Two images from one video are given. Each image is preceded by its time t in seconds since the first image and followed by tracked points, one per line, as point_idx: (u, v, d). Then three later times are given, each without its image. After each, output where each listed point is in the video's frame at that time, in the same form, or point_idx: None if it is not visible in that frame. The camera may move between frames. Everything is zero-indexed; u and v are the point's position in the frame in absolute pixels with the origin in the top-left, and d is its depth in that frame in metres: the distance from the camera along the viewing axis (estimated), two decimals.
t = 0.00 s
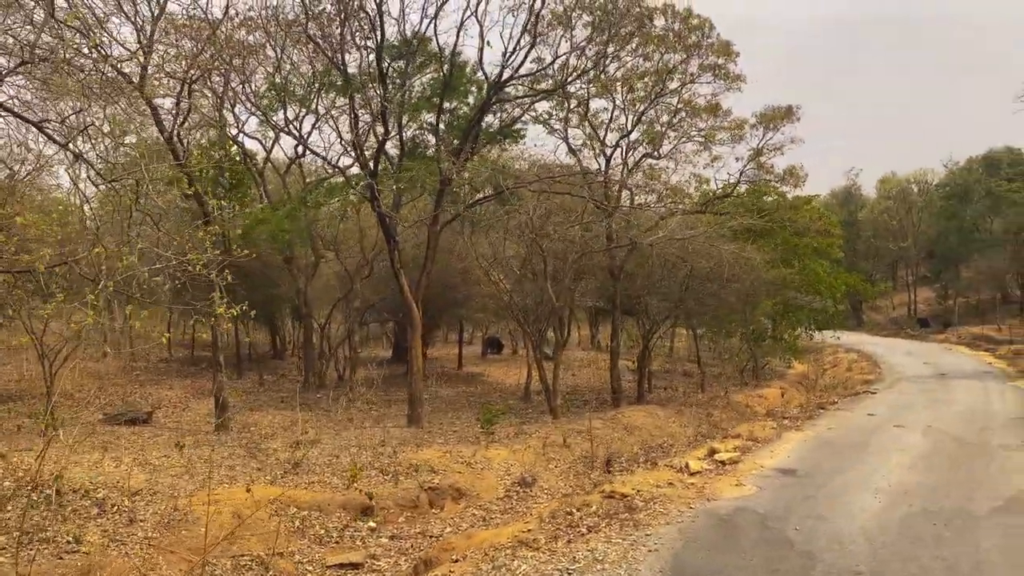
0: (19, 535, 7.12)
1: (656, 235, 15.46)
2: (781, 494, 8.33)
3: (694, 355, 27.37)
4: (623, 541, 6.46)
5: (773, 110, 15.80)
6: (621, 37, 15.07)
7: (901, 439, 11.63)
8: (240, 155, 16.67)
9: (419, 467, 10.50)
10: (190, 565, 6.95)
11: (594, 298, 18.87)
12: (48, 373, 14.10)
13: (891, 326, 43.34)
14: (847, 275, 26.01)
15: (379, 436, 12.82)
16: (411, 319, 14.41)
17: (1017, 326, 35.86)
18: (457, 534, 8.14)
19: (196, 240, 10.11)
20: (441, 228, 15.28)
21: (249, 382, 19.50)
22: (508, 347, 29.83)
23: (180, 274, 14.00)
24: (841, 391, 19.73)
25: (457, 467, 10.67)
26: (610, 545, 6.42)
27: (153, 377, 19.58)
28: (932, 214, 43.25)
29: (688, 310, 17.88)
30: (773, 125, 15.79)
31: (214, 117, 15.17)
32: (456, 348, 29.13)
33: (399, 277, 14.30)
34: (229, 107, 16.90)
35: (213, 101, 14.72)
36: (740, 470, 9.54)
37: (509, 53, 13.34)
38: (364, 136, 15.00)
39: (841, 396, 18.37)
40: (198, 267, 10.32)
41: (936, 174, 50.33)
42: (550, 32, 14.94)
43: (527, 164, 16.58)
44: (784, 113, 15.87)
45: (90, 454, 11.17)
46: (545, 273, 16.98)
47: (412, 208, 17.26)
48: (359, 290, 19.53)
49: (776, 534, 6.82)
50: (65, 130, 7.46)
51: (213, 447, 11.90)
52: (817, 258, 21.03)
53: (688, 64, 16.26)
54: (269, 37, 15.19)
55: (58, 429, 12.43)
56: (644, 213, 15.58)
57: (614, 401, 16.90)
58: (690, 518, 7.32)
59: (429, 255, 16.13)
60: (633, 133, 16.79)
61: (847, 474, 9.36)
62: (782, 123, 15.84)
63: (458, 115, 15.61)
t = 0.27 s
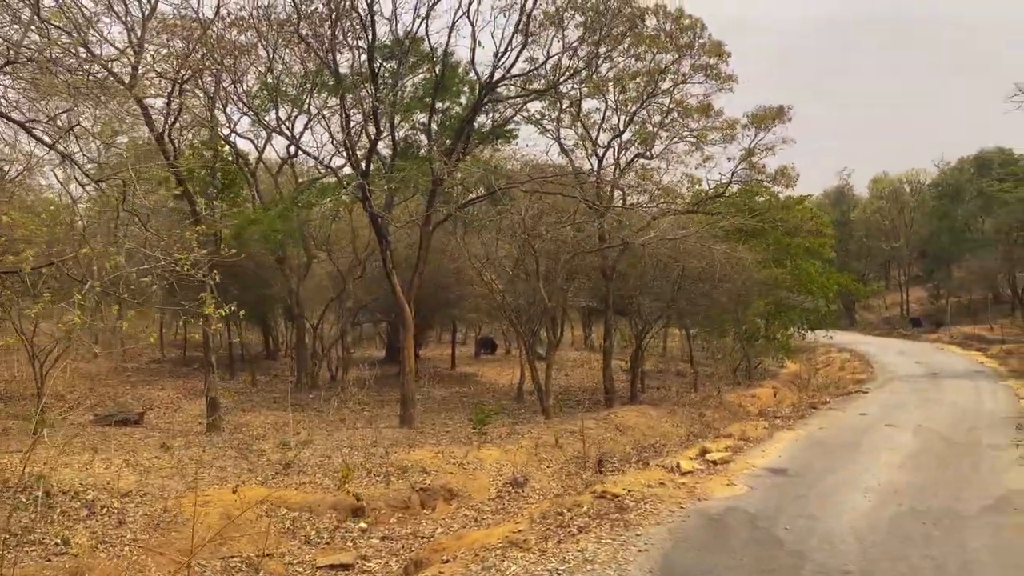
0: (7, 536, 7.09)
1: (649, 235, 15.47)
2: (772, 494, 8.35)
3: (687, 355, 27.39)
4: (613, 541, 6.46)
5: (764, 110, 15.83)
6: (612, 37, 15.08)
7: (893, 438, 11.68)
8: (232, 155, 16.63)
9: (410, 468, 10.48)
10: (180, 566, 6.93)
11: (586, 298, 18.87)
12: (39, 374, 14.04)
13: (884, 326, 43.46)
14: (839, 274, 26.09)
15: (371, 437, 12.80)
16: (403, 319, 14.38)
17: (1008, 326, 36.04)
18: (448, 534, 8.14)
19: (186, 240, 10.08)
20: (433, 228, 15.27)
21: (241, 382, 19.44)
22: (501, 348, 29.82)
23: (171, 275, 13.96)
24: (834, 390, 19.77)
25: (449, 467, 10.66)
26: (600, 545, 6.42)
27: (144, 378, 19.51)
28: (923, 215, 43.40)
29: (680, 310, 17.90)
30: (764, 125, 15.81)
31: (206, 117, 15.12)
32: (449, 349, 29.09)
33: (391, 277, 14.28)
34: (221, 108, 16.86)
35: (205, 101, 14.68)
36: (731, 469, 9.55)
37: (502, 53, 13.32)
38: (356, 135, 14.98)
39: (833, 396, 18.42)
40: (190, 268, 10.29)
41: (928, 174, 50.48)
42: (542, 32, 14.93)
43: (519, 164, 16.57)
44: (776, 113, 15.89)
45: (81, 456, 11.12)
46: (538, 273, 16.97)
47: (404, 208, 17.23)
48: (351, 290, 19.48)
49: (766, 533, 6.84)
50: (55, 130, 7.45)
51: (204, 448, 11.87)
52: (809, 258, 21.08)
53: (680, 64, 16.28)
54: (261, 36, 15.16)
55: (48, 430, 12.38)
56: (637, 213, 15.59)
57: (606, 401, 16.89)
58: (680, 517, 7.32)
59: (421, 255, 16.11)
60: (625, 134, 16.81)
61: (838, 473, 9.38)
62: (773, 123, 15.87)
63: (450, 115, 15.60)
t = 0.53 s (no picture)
0: None
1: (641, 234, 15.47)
2: (762, 493, 8.36)
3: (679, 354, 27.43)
4: (603, 540, 6.46)
5: (755, 110, 15.85)
6: (604, 36, 15.09)
7: (883, 437, 11.71)
8: (223, 155, 16.58)
9: (401, 468, 10.47)
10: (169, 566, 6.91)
11: (579, 298, 18.88)
12: (28, 374, 13.97)
13: (875, 325, 43.62)
14: (831, 274, 26.16)
15: (363, 437, 12.78)
16: (395, 319, 14.36)
17: (998, 325, 36.21)
18: (439, 534, 8.14)
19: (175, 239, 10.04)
20: (425, 227, 15.24)
21: (233, 382, 19.38)
22: (494, 347, 29.81)
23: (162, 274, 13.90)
24: (825, 389, 19.82)
25: (440, 467, 10.65)
26: (591, 545, 6.42)
27: (135, 378, 19.43)
28: (915, 214, 43.55)
29: (672, 309, 17.92)
30: (756, 125, 15.83)
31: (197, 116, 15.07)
32: (442, 348, 29.07)
33: (383, 277, 14.24)
34: (212, 107, 16.81)
35: (195, 100, 14.62)
36: (722, 468, 9.57)
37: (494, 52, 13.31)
38: (347, 135, 14.94)
39: (825, 395, 18.48)
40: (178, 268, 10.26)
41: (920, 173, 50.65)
42: (534, 31, 14.92)
43: (511, 164, 16.56)
44: (767, 112, 15.92)
45: (70, 456, 11.07)
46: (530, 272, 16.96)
47: (396, 208, 17.20)
48: (343, 290, 19.44)
49: (755, 532, 6.85)
50: (44, 130, 7.41)
51: (194, 449, 11.82)
52: (801, 258, 21.12)
53: (672, 64, 16.29)
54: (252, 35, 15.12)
55: (38, 431, 12.32)
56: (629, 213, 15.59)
57: (598, 401, 16.90)
58: (671, 517, 7.32)
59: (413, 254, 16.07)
60: (617, 133, 16.82)
61: (829, 472, 9.39)
62: (765, 123, 15.89)
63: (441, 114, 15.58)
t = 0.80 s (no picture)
0: None
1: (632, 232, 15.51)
2: (752, 489, 8.41)
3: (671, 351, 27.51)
4: (595, 537, 6.49)
5: (746, 107, 15.90)
6: (596, 34, 15.11)
7: (873, 433, 11.78)
8: (214, 152, 16.53)
9: (393, 465, 10.49)
10: (162, 563, 6.91)
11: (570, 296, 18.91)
12: (18, 373, 13.91)
13: (865, 322, 43.84)
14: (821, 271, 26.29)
15: (356, 435, 12.80)
16: (387, 317, 14.36)
17: (986, 322, 36.50)
18: (431, 532, 8.16)
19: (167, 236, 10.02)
20: (417, 225, 15.24)
21: (224, 380, 19.34)
22: (486, 345, 29.83)
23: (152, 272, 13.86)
24: (816, 386, 19.92)
25: (432, 465, 10.67)
26: (583, 541, 6.45)
27: (126, 377, 19.37)
28: (905, 212, 43.77)
29: (664, 307, 17.97)
30: (747, 122, 15.87)
31: (188, 113, 15.03)
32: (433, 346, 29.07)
33: (374, 275, 14.23)
34: (202, 104, 16.77)
35: (186, 98, 14.57)
36: (713, 465, 9.61)
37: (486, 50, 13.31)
38: (338, 132, 14.93)
39: (815, 392, 18.59)
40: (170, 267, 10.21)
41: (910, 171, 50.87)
42: (526, 29, 14.93)
43: (503, 162, 16.57)
44: (758, 110, 15.96)
45: (61, 455, 11.04)
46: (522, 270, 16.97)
47: (387, 206, 17.19)
48: (335, 287, 19.41)
49: (746, 528, 6.89)
50: (34, 128, 7.38)
51: (186, 447, 11.81)
52: (791, 255, 21.21)
53: (663, 62, 16.32)
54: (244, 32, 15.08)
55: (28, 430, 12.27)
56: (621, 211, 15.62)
57: (590, 398, 16.94)
58: (662, 513, 7.37)
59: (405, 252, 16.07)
60: (608, 131, 16.85)
61: (819, 468, 9.45)
62: (755, 120, 15.93)
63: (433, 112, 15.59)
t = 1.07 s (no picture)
0: None
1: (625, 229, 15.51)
2: (745, 486, 8.43)
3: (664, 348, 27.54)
4: (589, 534, 6.49)
5: (738, 104, 15.90)
6: (589, 31, 15.10)
7: (865, 430, 11.81)
8: (206, 149, 16.47)
9: (387, 463, 10.47)
10: (156, 562, 6.89)
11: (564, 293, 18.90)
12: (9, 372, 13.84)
13: (857, 319, 43.99)
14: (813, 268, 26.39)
15: (349, 433, 12.78)
16: (380, 315, 14.33)
17: (976, 318, 36.71)
18: (425, 530, 8.16)
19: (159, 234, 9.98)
20: (410, 222, 15.20)
21: (217, 378, 19.28)
22: (479, 342, 29.80)
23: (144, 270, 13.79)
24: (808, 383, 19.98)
25: (426, 463, 10.67)
26: (577, 539, 6.46)
27: (118, 375, 19.29)
28: (896, 208, 43.91)
29: (657, 304, 17.98)
30: (740, 119, 15.87)
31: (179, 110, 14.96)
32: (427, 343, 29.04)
33: (367, 272, 14.19)
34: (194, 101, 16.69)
35: (178, 95, 14.50)
36: (706, 462, 9.63)
37: (478, 47, 13.28)
38: (331, 130, 14.88)
39: (807, 388, 18.64)
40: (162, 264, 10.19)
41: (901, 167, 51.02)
42: (519, 26, 14.90)
43: (496, 159, 16.55)
44: (751, 107, 15.96)
45: (52, 454, 10.98)
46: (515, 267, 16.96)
47: (380, 203, 17.14)
48: (328, 285, 19.35)
49: (740, 525, 6.91)
50: (25, 124, 7.34)
51: (178, 445, 11.78)
52: (784, 252, 21.24)
53: (656, 59, 16.31)
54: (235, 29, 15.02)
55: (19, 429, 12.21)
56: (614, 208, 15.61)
57: (583, 395, 16.94)
58: (656, 510, 7.38)
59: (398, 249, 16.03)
60: (601, 128, 16.84)
61: (812, 465, 9.47)
62: (748, 117, 15.94)
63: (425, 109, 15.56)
